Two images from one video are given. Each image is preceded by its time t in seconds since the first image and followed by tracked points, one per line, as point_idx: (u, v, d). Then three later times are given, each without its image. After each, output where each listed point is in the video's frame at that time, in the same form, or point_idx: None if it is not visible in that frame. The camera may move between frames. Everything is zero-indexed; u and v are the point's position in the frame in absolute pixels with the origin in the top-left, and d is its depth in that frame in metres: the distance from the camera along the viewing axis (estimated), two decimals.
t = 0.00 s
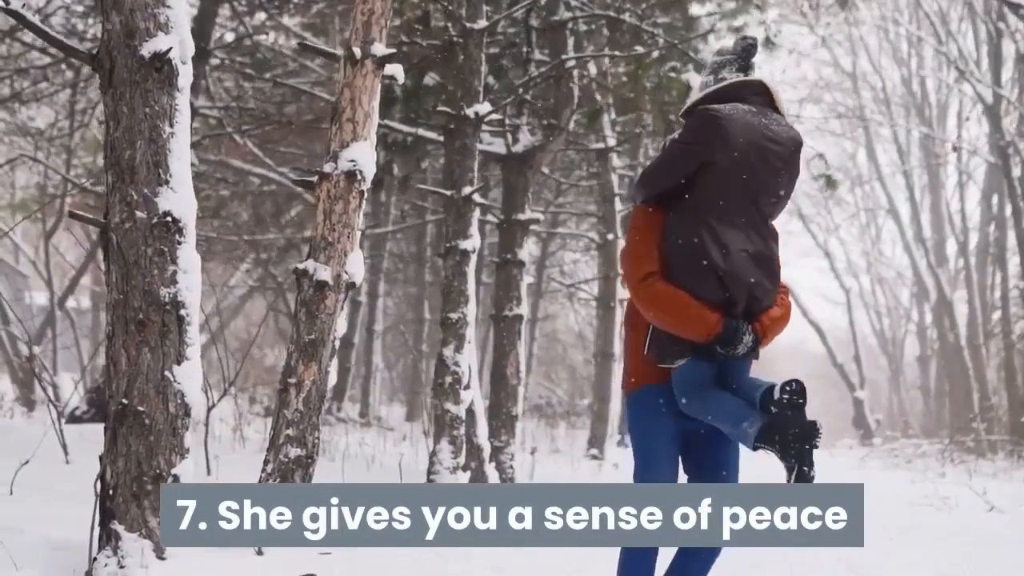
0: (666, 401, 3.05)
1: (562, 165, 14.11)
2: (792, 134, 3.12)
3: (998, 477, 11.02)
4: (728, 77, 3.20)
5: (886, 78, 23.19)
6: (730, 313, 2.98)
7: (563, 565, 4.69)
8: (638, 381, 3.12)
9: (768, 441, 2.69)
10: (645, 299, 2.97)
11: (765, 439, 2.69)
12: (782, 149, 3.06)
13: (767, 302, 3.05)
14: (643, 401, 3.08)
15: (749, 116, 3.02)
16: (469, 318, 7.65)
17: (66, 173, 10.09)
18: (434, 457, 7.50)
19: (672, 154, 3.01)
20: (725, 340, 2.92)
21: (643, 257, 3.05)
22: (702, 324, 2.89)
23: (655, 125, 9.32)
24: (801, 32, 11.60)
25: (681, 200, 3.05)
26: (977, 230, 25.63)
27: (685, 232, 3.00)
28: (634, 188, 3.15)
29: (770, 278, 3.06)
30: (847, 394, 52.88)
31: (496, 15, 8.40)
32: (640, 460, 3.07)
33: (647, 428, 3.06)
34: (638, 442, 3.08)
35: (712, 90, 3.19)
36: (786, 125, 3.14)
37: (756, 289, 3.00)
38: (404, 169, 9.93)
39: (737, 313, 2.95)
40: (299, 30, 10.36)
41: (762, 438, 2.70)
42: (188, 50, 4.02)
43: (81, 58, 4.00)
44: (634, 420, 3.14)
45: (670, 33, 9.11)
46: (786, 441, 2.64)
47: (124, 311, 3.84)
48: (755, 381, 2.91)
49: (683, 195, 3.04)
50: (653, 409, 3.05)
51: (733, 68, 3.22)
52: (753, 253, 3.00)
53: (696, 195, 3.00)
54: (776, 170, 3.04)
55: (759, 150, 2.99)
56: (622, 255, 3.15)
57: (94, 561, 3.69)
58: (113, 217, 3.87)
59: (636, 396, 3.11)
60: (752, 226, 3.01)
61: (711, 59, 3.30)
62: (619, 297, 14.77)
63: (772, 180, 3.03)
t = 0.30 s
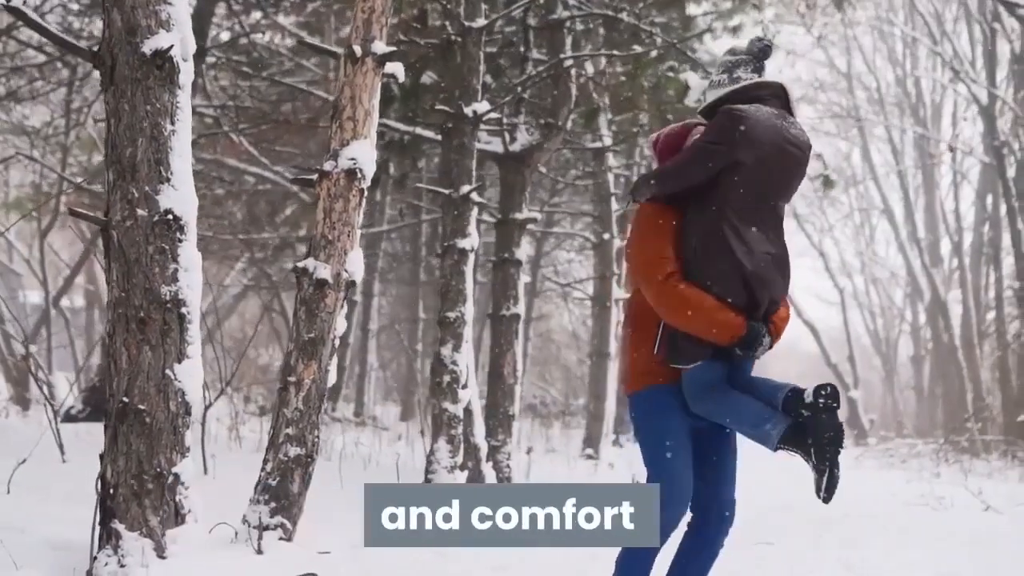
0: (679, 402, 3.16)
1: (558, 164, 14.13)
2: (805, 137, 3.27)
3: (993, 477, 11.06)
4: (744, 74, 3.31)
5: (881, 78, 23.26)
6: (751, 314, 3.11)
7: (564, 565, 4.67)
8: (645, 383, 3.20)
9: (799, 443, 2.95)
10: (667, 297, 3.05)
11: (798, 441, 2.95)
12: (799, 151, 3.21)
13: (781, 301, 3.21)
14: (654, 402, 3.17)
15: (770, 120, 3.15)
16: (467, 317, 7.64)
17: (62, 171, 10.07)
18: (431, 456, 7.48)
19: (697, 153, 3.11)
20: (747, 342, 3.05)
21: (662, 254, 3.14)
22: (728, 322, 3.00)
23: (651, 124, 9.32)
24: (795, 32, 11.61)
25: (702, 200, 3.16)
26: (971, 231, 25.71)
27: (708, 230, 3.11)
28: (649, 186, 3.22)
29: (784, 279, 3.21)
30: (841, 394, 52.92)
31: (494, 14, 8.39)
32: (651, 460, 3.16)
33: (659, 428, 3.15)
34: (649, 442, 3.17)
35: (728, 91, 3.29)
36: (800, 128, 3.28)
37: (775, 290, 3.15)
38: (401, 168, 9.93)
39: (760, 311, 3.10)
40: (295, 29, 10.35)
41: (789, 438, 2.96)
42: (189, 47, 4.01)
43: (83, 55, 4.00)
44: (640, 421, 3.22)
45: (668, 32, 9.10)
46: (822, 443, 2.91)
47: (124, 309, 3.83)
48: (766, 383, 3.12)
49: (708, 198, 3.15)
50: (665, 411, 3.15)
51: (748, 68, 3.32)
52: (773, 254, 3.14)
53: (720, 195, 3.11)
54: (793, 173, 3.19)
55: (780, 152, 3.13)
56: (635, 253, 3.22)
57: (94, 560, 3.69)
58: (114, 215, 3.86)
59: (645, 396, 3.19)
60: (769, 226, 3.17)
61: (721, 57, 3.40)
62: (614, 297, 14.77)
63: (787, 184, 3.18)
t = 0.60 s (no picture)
0: (689, 405, 3.15)
1: (547, 164, 14.13)
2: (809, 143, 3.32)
3: (980, 476, 11.13)
4: (751, 74, 3.28)
5: (868, 78, 23.37)
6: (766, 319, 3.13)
7: (560, 563, 4.67)
8: (654, 384, 3.17)
9: (813, 446, 3.18)
10: (687, 301, 3.03)
11: (814, 443, 3.18)
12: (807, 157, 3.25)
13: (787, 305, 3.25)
14: (664, 404, 3.15)
15: (786, 123, 3.16)
16: (458, 317, 7.64)
17: (50, 170, 10.01)
18: (422, 456, 7.46)
19: (718, 157, 3.08)
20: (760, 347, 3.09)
21: (677, 257, 3.10)
22: (750, 329, 3.03)
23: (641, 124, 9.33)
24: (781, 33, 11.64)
25: (717, 202, 3.15)
26: (957, 231, 25.86)
27: (725, 234, 3.11)
28: (661, 184, 3.16)
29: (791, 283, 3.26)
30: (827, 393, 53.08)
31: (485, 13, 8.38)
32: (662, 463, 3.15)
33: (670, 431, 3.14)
34: (660, 443, 3.16)
35: (736, 94, 3.27)
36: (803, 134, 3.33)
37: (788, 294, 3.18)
38: (390, 167, 9.90)
39: (778, 314, 3.13)
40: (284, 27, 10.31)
41: (803, 442, 3.18)
42: (184, 45, 3.99)
43: (76, 52, 3.97)
44: (648, 422, 3.19)
45: (658, 31, 9.11)
46: (847, 447, 3.13)
47: (118, 308, 3.81)
48: (767, 387, 3.26)
49: (723, 203, 3.14)
50: (676, 414, 3.14)
51: (755, 70, 3.29)
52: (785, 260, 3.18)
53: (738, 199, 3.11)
54: (802, 179, 3.22)
55: (795, 155, 3.16)
56: (646, 252, 3.17)
57: (87, 561, 3.67)
58: (107, 214, 3.84)
59: (653, 398, 3.16)
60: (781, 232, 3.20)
61: (727, 56, 3.37)
62: (602, 297, 14.78)
63: (797, 190, 3.22)
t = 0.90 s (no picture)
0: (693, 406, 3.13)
1: (530, 164, 14.14)
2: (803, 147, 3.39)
3: (962, 476, 11.21)
4: (752, 76, 3.28)
5: (849, 79, 23.52)
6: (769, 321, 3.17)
7: (550, 562, 4.69)
8: (657, 384, 3.12)
9: (811, 451, 3.33)
10: (701, 302, 3.01)
11: (813, 447, 3.33)
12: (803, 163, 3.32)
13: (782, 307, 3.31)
14: (669, 406, 3.10)
15: (791, 131, 3.23)
16: (444, 316, 7.63)
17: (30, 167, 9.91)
18: (408, 456, 7.44)
19: (734, 160, 3.09)
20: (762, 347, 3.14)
21: (687, 258, 3.08)
22: (759, 331, 3.07)
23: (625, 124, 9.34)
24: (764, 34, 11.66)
25: (726, 204, 3.16)
26: (938, 231, 26.06)
27: (736, 236, 3.12)
28: (672, 182, 3.11)
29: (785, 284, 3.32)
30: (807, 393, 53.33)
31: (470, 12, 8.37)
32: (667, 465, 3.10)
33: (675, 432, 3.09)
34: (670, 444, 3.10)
35: (739, 97, 3.26)
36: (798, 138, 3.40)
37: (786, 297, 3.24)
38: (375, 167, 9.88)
39: (781, 318, 3.19)
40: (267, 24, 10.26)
41: (800, 446, 3.32)
42: (172, 43, 3.97)
43: (64, 51, 3.95)
44: (650, 422, 3.13)
45: (643, 31, 9.11)
46: (850, 454, 3.32)
47: (105, 308, 3.79)
48: (767, 392, 3.33)
49: (733, 205, 3.15)
50: (681, 416, 3.09)
51: (755, 72, 3.30)
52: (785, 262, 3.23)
53: (748, 201, 3.13)
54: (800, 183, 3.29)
55: (798, 160, 3.21)
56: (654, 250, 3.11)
57: (75, 562, 3.66)
58: (95, 213, 3.82)
59: (657, 399, 3.11)
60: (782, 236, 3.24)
61: (726, 56, 3.37)
62: (586, 296, 14.79)
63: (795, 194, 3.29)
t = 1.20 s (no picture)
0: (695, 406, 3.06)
1: (510, 163, 14.14)
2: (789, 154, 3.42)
3: (940, 476, 11.32)
4: (747, 76, 3.30)
5: (828, 80, 23.69)
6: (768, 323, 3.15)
7: (534, 565, 4.70)
8: (662, 385, 3.02)
9: (800, 455, 3.35)
10: (714, 302, 2.93)
11: (801, 454, 3.35)
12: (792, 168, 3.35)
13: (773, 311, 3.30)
14: (673, 407, 3.02)
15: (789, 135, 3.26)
16: (426, 316, 7.60)
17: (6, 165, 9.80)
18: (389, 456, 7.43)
19: (743, 159, 3.06)
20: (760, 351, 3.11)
21: (697, 256, 2.99)
22: (767, 333, 3.02)
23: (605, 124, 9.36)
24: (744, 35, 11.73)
25: (732, 204, 3.10)
26: (914, 232, 26.33)
27: (742, 236, 3.08)
28: (681, 178, 3.01)
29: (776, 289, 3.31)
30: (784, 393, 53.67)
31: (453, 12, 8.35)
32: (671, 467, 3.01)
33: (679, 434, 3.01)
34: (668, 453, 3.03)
35: (732, 97, 3.29)
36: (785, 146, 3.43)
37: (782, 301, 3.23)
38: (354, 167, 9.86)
39: (778, 319, 3.18)
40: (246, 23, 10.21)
41: (790, 450, 3.34)
42: (157, 41, 3.94)
43: (47, 48, 3.91)
44: (654, 424, 3.03)
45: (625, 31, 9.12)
46: (839, 460, 3.32)
47: (89, 308, 3.76)
48: (752, 393, 3.41)
49: (739, 205, 3.11)
50: (686, 418, 3.02)
51: (749, 73, 3.32)
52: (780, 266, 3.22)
53: (753, 202, 3.11)
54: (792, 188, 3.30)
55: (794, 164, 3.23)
56: (662, 248, 3.00)
57: (58, 564, 3.64)
58: (79, 212, 3.79)
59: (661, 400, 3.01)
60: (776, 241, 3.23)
61: (719, 56, 3.38)
62: (566, 296, 14.82)
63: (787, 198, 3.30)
